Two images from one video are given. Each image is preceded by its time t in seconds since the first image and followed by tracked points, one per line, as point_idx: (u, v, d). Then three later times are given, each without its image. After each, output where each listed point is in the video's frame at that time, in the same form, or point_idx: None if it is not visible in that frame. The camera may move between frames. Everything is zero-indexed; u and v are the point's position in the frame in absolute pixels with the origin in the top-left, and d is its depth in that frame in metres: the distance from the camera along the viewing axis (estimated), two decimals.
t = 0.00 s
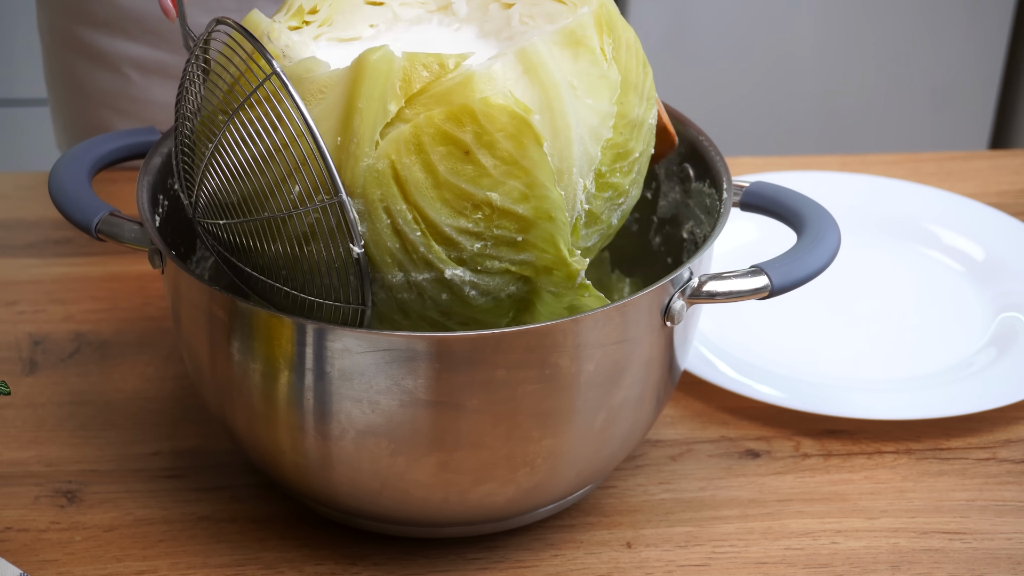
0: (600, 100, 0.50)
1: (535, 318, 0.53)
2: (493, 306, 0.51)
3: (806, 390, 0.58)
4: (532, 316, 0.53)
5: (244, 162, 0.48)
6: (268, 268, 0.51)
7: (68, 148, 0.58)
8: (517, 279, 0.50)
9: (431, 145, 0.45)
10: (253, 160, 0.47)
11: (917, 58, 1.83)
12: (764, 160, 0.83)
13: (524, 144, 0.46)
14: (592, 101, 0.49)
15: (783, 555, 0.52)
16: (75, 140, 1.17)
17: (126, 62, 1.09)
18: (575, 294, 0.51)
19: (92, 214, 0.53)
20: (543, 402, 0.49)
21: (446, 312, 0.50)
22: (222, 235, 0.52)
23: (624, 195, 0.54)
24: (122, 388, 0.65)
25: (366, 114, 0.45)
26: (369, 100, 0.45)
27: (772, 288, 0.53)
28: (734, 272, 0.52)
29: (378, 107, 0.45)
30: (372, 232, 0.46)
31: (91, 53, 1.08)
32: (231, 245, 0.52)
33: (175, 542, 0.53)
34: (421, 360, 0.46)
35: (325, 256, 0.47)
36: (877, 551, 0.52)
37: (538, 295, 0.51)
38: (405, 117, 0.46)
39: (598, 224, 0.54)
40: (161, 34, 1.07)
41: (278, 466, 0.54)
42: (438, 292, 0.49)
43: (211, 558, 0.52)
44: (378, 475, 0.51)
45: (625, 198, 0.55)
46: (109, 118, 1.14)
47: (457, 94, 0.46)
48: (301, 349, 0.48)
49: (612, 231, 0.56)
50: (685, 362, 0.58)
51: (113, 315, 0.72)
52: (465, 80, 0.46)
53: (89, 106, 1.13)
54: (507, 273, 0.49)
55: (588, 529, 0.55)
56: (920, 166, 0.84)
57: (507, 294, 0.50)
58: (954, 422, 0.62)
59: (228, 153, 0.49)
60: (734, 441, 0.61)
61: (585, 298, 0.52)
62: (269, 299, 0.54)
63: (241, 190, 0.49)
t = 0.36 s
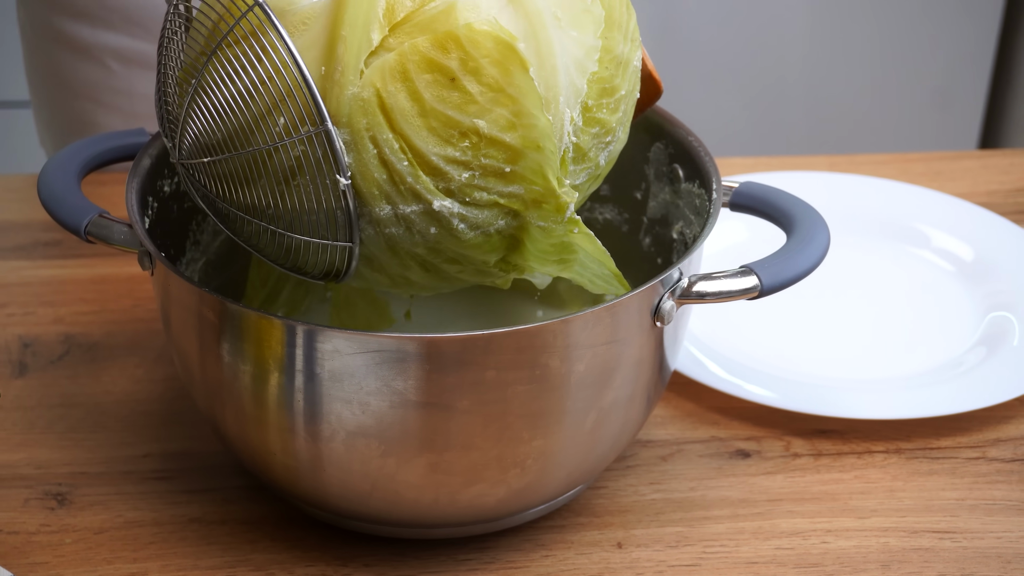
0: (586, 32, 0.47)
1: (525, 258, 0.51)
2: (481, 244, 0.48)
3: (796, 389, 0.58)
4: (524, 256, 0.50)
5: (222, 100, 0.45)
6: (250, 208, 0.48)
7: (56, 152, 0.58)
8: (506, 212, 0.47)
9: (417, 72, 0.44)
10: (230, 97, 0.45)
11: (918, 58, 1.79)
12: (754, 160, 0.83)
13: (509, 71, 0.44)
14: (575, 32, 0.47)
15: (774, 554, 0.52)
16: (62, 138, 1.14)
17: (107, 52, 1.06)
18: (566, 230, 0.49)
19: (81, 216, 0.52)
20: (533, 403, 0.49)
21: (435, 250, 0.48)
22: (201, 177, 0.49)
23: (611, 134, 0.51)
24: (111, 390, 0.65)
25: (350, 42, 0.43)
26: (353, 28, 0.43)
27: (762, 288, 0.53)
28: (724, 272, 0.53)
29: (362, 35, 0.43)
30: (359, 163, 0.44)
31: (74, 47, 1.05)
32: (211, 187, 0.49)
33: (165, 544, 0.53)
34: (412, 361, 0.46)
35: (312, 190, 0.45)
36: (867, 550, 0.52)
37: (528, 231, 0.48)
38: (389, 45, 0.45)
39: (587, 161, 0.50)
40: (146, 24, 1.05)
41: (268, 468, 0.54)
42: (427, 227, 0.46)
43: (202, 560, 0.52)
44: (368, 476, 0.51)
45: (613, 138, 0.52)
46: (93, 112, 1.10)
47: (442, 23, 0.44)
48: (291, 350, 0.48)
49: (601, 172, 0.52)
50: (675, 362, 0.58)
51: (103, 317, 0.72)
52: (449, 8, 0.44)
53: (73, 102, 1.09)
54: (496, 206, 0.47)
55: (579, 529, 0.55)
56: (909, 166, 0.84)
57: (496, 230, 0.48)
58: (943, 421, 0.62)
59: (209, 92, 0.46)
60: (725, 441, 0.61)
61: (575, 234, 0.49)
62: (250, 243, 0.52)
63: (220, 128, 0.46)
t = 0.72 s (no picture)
0: None
1: (513, 231, 0.48)
2: (465, 215, 0.46)
3: (785, 388, 0.59)
4: (512, 229, 0.48)
5: (200, 69, 0.44)
6: (230, 179, 0.46)
7: (44, 153, 0.57)
8: (489, 182, 0.45)
9: (395, 37, 0.42)
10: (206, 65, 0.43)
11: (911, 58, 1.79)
12: (744, 160, 0.83)
13: (490, 35, 0.42)
14: None
15: (765, 554, 0.52)
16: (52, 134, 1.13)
17: (104, 51, 1.04)
18: (552, 197, 0.46)
19: (71, 218, 0.52)
20: (524, 404, 0.49)
21: (417, 220, 0.46)
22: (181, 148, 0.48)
23: (601, 103, 0.48)
24: (102, 392, 0.65)
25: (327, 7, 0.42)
26: None
27: (752, 288, 0.53)
28: (714, 272, 0.53)
29: None
30: (337, 131, 0.43)
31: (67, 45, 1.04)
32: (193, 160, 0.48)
33: (156, 546, 0.53)
34: (402, 361, 0.46)
35: (289, 160, 0.44)
36: (858, 549, 0.52)
37: (514, 202, 0.46)
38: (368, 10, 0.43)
39: (575, 132, 0.47)
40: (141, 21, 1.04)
41: (259, 470, 0.54)
42: (407, 197, 0.44)
43: (193, 561, 0.52)
44: (359, 477, 0.51)
45: (604, 109, 0.49)
46: (91, 114, 1.09)
47: None
48: (281, 350, 0.47)
49: (591, 144, 0.49)
50: (665, 362, 0.58)
51: (93, 319, 0.72)
52: None
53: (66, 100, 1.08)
54: (478, 175, 0.44)
55: (570, 529, 0.55)
56: (899, 165, 0.84)
57: (479, 201, 0.45)
58: (932, 420, 0.62)
59: (187, 61, 0.44)
60: (715, 441, 0.61)
61: (562, 202, 0.46)
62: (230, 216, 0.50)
63: (198, 100, 0.45)
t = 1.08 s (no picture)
0: None
1: (493, 224, 0.47)
2: (443, 201, 0.45)
3: (774, 387, 0.59)
4: (491, 219, 0.47)
5: (189, 31, 0.43)
6: (209, 145, 0.46)
7: (35, 154, 0.58)
8: (470, 169, 0.44)
9: (383, 11, 0.42)
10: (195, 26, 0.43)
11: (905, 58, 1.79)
12: (734, 159, 0.83)
13: (480, 17, 0.42)
14: None
15: (756, 553, 0.52)
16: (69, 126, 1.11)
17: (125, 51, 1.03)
18: (533, 192, 0.45)
19: (61, 219, 0.52)
20: (515, 404, 0.49)
21: (393, 200, 0.45)
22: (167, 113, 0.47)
23: (595, 102, 0.47)
24: (93, 393, 0.65)
25: None
26: None
27: (742, 287, 0.53)
28: (704, 272, 0.53)
29: None
30: (318, 101, 0.43)
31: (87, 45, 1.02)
32: (176, 125, 0.47)
33: (147, 547, 0.53)
34: (393, 362, 0.46)
35: (267, 128, 0.43)
36: (848, 548, 0.52)
37: (494, 191, 0.45)
38: None
39: (565, 128, 0.46)
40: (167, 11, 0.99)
41: (250, 471, 0.54)
42: (384, 175, 0.44)
43: (184, 563, 0.52)
44: (350, 478, 0.51)
45: (598, 110, 0.48)
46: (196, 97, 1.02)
47: None
48: (271, 352, 0.47)
49: (581, 145, 0.48)
50: (656, 362, 0.58)
51: (84, 321, 0.71)
52: None
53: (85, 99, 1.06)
54: (459, 160, 0.44)
55: (561, 530, 0.55)
56: (889, 165, 0.84)
57: (458, 187, 0.45)
58: (923, 419, 0.62)
59: (175, 20, 0.44)
60: (706, 441, 0.61)
61: (544, 198, 0.45)
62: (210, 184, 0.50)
63: (183, 58, 0.44)
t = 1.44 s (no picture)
0: None
1: (484, 202, 0.48)
2: (433, 176, 0.45)
3: (768, 387, 0.58)
4: (482, 196, 0.47)
5: None
6: (199, 114, 0.46)
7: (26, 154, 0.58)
8: (461, 145, 0.44)
9: None
10: None
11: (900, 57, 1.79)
12: (728, 160, 0.83)
13: None
14: None
15: (750, 553, 0.52)
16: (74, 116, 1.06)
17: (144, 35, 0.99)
18: (525, 170, 0.45)
19: (52, 220, 0.52)
20: (508, 405, 0.49)
21: (383, 173, 0.45)
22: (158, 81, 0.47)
23: (591, 83, 0.47)
24: (85, 395, 0.64)
25: None
26: None
27: (736, 287, 0.53)
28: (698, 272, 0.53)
29: None
30: (309, 69, 0.42)
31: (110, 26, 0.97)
32: (166, 93, 0.47)
33: (140, 549, 0.53)
34: (386, 364, 0.46)
35: (257, 95, 0.43)
36: (843, 548, 0.52)
37: (486, 168, 0.45)
38: None
39: (560, 108, 0.47)
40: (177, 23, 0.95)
41: (242, 473, 0.54)
42: (374, 147, 0.44)
43: (176, 565, 0.52)
44: (343, 480, 0.51)
45: (595, 91, 0.48)
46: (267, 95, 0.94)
47: None
48: (264, 354, 0.47)
49: (577, 126, 0.48)
50: (649, 362, 0.58)
51: (76, 323, 0.71)
52: None
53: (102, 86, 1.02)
54: (450, 134, 0.44)
55: (555, 530, 0.55)
56: (882, 165, 0.84)
57: (449, 163, 0.45)
58: (917, 418, 0.62)
59: None
60: (700, 441, 0.61)
61: (536, 177, 0.45)
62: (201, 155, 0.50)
63: (175, 24, 0.44)
